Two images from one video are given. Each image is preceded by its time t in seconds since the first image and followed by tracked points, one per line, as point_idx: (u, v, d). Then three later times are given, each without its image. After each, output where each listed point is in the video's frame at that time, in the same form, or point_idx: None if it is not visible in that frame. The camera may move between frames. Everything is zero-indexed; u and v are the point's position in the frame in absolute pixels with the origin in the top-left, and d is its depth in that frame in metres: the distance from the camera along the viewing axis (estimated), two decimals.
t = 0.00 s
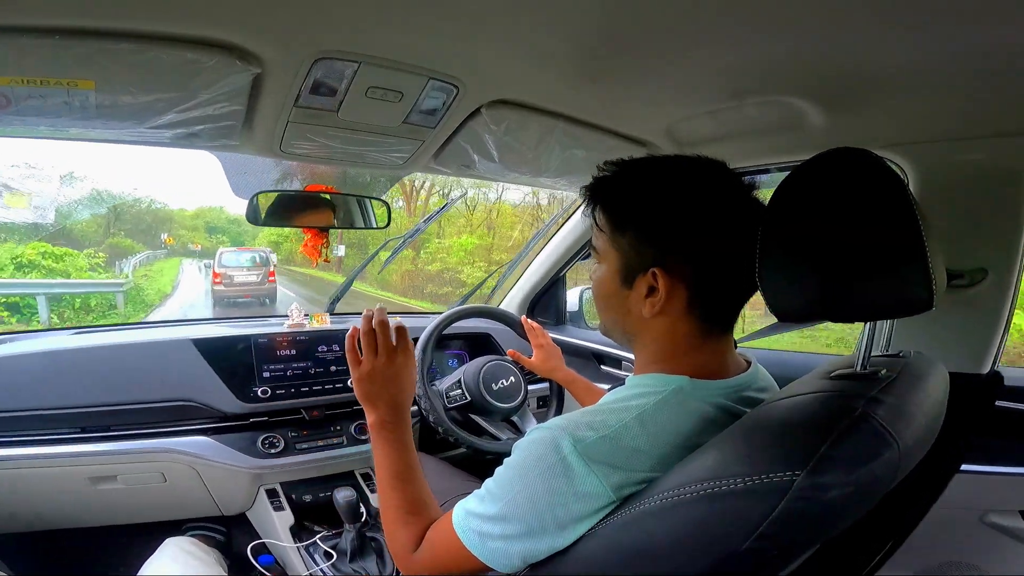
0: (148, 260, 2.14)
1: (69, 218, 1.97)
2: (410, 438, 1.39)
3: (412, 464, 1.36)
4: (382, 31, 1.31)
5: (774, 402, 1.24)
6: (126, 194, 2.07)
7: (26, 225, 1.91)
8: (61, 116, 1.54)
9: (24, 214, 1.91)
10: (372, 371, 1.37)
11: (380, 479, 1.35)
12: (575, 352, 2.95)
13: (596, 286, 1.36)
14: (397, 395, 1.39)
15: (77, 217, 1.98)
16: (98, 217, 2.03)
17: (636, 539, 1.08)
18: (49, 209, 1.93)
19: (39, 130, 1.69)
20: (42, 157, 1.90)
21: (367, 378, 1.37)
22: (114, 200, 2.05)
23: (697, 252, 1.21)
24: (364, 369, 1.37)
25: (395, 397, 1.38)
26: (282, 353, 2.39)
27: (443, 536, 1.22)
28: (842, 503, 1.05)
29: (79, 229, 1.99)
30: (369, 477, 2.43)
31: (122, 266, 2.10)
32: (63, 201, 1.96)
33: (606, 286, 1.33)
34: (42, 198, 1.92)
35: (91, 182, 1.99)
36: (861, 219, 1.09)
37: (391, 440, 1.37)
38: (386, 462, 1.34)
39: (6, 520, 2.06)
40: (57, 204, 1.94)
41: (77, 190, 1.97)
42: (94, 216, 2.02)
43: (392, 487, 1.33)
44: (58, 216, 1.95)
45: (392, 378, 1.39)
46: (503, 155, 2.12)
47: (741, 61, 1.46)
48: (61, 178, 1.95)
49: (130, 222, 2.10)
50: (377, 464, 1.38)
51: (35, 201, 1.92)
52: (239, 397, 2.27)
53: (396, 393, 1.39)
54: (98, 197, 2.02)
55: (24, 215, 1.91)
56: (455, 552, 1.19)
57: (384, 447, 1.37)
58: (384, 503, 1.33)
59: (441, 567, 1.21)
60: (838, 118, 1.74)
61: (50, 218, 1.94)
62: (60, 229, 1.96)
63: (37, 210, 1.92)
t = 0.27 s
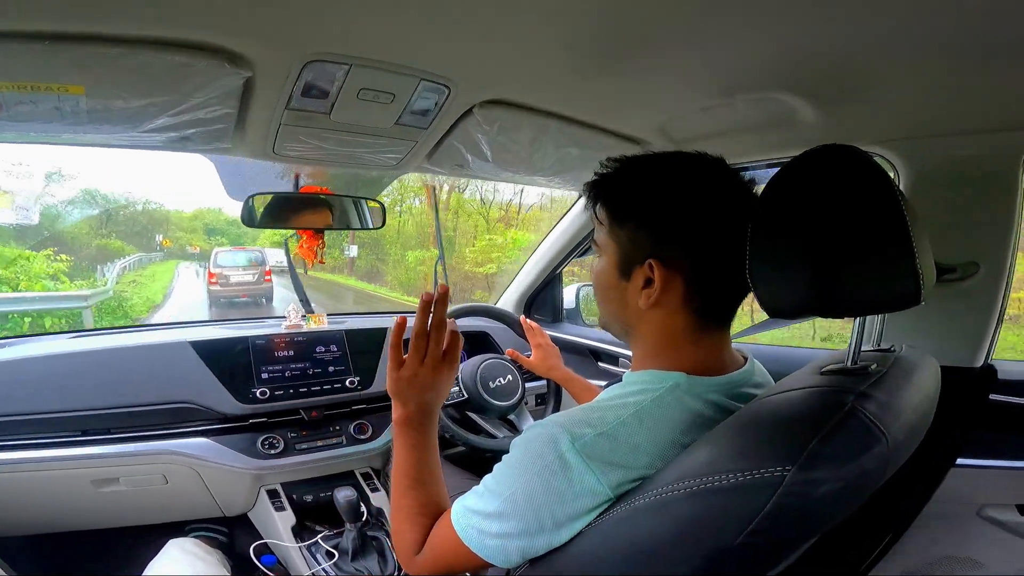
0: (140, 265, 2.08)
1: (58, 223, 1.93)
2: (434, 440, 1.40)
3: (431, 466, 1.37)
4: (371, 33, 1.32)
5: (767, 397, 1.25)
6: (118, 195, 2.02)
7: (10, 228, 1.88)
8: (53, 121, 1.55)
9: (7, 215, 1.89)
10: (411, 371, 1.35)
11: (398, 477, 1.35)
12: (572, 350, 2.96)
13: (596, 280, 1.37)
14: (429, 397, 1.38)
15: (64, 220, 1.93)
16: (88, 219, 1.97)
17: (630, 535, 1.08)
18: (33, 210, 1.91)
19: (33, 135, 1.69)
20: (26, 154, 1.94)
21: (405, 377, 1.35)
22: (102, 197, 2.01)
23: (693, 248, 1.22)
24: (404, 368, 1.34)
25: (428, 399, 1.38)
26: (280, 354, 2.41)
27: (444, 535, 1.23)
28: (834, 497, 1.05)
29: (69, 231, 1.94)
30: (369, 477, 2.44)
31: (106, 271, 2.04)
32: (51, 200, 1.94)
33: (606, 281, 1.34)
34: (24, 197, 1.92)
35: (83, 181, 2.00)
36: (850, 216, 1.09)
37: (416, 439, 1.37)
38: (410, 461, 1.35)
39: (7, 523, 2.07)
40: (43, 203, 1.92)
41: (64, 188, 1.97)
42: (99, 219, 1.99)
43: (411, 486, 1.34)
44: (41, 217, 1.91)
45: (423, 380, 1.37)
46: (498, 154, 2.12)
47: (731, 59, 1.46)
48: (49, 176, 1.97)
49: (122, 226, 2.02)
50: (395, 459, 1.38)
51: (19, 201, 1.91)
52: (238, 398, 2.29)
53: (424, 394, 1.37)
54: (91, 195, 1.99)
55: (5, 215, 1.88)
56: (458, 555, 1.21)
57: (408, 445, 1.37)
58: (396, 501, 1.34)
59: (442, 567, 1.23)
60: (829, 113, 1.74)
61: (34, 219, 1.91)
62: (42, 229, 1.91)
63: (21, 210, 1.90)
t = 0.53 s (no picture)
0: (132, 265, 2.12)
1: (50, 220, 1.96)
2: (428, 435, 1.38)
3: (427, 462, 1.36)
4: (376, 32, 1.32)
5: (769, 396, 1.26)
6: (111, 190, 2.05)
7: None
8: (56, 120, 1.55)
9: None
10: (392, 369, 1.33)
11: (395, 476, 1.35)
12: (572, 350, 2.96)
13: (601, 278, 1.38)
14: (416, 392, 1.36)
15: (56, 218, 1.96)
16: (82, 218, 2.01)
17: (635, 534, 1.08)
18: (16, 204, 1.91)
19: (35, 133, 1.70)
20: (12, 148, 1.87)
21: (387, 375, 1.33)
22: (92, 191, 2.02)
23: (697, 247, 1.23)
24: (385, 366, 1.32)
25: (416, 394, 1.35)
26: (281, 354, 2.42)
27: (448, 538, 1.23)
28: (837, 495, 1.06)
29: (61, 230, 1.98)
30: (369, 477, 2.43)
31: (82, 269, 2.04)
32: (37, 194, 1.93)
33: (611, 278, 1.35)
34: (8, 191, 1.90)
35: (78, 177, 1.99)
36: (854, 216, 1.10)
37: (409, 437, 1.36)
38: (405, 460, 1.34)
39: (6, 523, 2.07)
40: (31, 198, 1.92)
41: (54, 182, 1.95)
42: (97, 215, 2.03)
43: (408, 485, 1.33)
44: (26, 211, 1.92)
45: (417, 377, 1.36)
46: (499, 155, 2.13)
47: (735, 60, 1.47)
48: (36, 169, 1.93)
49: (117, 226, 2.08)
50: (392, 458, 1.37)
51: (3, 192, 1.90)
52: (237, 398, 2.28)
53: (419, 392, 1.36)
54: (85, 189, 2.00)
55: None
56: (461, 556, 1.21)
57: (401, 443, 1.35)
58: (397, 500, 1.34)
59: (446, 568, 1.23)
60: (831, 115, 1.75)
61: (15, 214, 1.91)
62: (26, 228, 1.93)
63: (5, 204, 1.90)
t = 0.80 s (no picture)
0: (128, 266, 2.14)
1: (36, 215, 1.93)
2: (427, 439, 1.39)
3: (427, 465, 1.37)
4: (374, 32, 1.32)
5: (763, 396, 1.27)
6: (103, 186, 2.04)
7: None
8: (54, 120, 1.55)
9: None
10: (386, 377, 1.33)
11: (398, 481, 1.36)
12: (570, 348, 2.97)
13: (599, 278, 1.39)
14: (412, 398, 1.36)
15: (46, 215, 1.94)
16: (75, 217, 1.99)
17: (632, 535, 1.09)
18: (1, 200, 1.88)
19: (35, 133, 1.70)
20: None
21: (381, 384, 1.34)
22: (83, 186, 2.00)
23: (692, 247, 1.24)
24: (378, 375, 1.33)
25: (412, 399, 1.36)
26: (279, 352, 2.43)
27: (451, 540, 1.24)
28: (830, 493, 1.07)
29: (50, 227, 1.95)
30: (368, 475, 2.44)
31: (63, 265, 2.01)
32: (24, 188, 1.90)
33: (607, 278, 1.36)
34: None
35: (70, 170, 1.98)
36: (847, 216, 1.11)
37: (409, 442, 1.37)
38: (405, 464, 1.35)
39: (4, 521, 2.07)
40: (16, 194, 1.89)
41: (43, 175, 1.93)
42: (96, 213, 2.03)
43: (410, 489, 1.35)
44: (11, 207, 1.90)
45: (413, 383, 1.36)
46: (497, 153, 2.13)
47: (730, 60, 1.48)
48: (17, 164, 1.89)
49: (111, 227, 2.07)
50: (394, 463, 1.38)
51: None
52: (235, 395, 2.29)
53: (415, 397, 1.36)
54: (77, 185, 1.99)
55: None
56: (465, 558, 1.22)
57: (401, 449, 1.36)
58: (401, 503, 1.36)
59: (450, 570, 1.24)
60: (826, 115, 1.76)
61: None
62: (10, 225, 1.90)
63: None
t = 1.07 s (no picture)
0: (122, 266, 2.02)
1: (23, 211, 1.89)
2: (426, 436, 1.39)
3: (427, 462, 1.37)
4: (373, 27, 1.31)
5: (763, 392, 1.27)
6: (90, 181, 1.97)
7: None
8: (51, 114, 1.54)
9: None
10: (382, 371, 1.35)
11: (398, 478, 1.36)
12: (569, 345, 2.97)
13: (598, 275, 1.39)
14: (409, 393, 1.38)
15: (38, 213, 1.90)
16: (68, 216, 1.93)
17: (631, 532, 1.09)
18: None
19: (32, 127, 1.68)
20: None
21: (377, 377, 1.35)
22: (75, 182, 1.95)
23: (691, 245, 1.23)
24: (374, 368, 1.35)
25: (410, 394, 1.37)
26: (278, 348, 2.42)
27: (453, 537, 1.23)
28: (827, 491, 1.07)
29: (41, 225, 1.92)
30: (366, 472, 2.44)
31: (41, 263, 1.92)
32: (10, 183, 1.89)
33: (607, 275, 1.35)
34: None
35: (62, 170, 1.94)
36: (845, 214, 1.11)
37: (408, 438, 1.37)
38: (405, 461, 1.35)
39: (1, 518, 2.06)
40: (3, 189, 1.88)
41: (27, 170, 1.91)
42: (91, 212, 1.95)
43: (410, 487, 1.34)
44: None
45: (408, 376, 1.38)
46: (497, 149, 2.12)
47: (730, 57, 1.47)
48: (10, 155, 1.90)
49: (99, 230, 1.97)
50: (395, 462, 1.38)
51: None
52: (233, 392, 2.28)
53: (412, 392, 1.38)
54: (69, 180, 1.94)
55: None
56: (466, 556, 1.21)
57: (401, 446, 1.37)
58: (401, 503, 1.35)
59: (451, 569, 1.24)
60: (826, 113, 1.76)
61: None
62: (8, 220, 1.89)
63: None
